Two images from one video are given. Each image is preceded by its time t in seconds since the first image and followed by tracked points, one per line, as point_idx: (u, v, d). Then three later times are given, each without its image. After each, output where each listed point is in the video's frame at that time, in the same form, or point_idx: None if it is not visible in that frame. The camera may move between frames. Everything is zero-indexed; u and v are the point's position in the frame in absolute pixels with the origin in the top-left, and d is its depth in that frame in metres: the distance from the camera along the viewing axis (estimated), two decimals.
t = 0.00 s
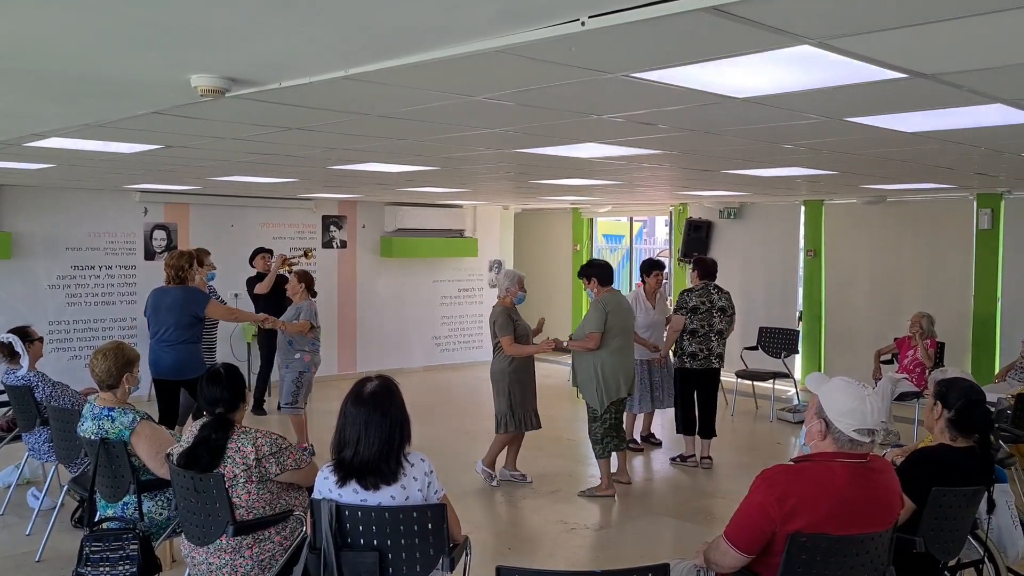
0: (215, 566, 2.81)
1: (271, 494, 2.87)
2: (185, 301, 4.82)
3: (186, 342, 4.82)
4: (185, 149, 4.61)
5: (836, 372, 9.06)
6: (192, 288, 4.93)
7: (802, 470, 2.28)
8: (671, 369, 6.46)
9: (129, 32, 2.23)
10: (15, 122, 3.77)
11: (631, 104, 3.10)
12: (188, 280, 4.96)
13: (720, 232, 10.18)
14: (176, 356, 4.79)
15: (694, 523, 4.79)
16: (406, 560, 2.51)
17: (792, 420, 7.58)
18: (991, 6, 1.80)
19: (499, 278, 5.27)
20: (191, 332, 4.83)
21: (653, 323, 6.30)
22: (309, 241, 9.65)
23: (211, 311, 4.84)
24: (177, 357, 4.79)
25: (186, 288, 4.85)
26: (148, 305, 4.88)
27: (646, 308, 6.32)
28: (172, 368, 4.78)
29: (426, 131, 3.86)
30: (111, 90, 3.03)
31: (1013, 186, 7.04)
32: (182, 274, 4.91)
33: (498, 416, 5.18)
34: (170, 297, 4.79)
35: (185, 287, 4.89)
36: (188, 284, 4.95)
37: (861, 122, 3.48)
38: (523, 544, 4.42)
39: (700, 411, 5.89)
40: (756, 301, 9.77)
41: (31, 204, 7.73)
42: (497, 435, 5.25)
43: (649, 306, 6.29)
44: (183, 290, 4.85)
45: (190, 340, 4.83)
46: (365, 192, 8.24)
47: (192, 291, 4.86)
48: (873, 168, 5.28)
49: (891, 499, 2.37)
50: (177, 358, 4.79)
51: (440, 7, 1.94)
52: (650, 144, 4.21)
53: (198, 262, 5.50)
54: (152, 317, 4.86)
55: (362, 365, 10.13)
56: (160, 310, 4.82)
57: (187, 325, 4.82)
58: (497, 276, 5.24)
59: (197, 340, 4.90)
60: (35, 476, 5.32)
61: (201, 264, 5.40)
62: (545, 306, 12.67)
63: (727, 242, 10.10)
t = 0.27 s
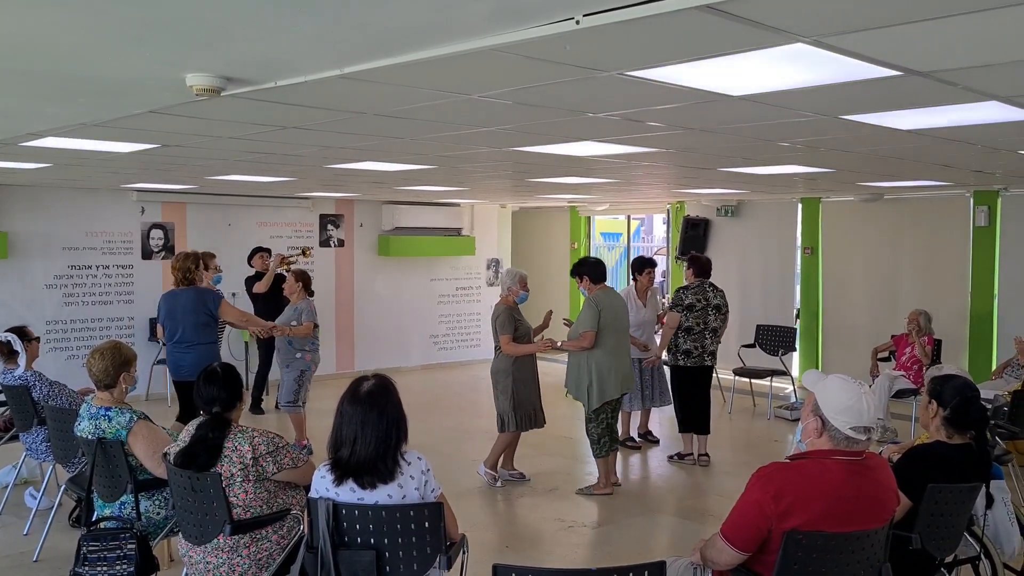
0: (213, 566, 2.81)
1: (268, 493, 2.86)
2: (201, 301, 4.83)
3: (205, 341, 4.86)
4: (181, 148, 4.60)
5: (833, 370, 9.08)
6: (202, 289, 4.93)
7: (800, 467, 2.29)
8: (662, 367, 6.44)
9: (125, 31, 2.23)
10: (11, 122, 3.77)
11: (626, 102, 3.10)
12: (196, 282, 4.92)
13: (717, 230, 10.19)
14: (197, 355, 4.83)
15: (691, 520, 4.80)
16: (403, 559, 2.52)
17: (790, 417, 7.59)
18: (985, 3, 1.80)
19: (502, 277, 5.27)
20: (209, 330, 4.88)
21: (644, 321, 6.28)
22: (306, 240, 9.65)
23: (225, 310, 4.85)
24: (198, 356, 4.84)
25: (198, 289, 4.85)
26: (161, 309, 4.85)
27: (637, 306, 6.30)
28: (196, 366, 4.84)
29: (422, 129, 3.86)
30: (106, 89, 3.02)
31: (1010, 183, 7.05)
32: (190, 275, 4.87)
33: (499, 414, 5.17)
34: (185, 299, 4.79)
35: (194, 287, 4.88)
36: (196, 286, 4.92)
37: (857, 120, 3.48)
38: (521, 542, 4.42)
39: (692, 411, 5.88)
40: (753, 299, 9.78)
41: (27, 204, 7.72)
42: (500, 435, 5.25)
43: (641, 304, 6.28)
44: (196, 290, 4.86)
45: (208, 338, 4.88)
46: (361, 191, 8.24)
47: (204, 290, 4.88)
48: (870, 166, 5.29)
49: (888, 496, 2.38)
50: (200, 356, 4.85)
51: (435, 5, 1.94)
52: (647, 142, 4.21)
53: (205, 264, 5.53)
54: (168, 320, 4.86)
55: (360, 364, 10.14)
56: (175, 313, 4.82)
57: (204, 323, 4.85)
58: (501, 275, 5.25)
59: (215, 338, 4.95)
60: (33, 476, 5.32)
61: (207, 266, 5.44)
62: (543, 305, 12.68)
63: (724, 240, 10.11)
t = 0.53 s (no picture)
0: (211, 565, 2.82)
1: (267, 492, 2.86)
2: (202, 296, 4.87)
3: (205, 336, 4.90)
4: (179, 147, 4.60)
5: (831, 368, 9.09)
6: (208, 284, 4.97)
7: (797, 465, 2.29)
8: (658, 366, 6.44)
9: (123, 31, 2.23)
10: (8, 121, 3.77)
11: (624, 101, 3.10)
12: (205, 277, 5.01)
13: (715, 229, 10.19)
14: (197, 350, 4.87)
15: (690, 518, 4.81)
16: (402, 558, 2.52)
17: (788, 415, 7.60)
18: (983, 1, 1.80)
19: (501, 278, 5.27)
20: (210, 326, 4.91)
21: (639, 321, 6.29)
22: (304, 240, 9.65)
23: (226, 307, 4.85)
24: (198, 351, 4.88)
25: (202, 284, 4.89)
26: (166, 301, 4.91)
27: (632, 305, 6.30)
28: (194, 362, 4.86)
29: (420, 128, 3.86)
30: (103, 89, 3.02)
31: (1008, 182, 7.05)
32: (198, 271, 4.97)
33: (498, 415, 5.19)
34: (186, 293, 4.83)
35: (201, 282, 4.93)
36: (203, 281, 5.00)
37: (855, 118, 3.48)
38: (520, 540, 4.43)
39: (690, 411, 5.92)
40: (751, 298, 9.79)
41: (25, 204, 7.71)
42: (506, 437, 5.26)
43: (635, 303, 6.28)
44: (200, 285, 4.90)
45: (209, 333, 4.91)
46: (360, 190, 8.24)
47: (208, 286, 4.91)
48: (867, 164, 5.29)
49: (885, 494, 2.38)
50: (199, 351, 4.88)
51: (433, 5, 1.94)
52: (645, 140, 4.21)
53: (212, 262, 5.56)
54: (171, 313, 4.92)
55: (358, 363, 10.14)
56: (178, 306, 4.86)
57: (205, 319, 4.88)
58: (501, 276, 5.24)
59: (217, 334, 4.98)
60: (31, 476, 5.31)
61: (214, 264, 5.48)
62: (541, 304, 12.69)
63: (722, 239, 10.12)
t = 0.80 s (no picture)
0: (210, 565, 2.81)
1: (266, 492, 2.86)
2: (209, 302, 4.91)
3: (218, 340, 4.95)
4: (177, 147, 4.59)
5: (829, 367, 9.10)
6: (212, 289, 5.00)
7: (796, 465, 2.29)
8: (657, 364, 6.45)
9: (121, 31, 2.23)
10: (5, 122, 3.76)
11: (622, 100, 3.11)
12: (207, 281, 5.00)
13: (713, 228, 10.20)
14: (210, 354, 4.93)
15: (689, 517, 4.81)
16: (401, 557, 2.52)
17: (786, 414, 7.62)
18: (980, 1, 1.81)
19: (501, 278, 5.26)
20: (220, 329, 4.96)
21: (635, 319, 6.32)
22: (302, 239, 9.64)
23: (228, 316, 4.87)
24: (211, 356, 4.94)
25: (206, 289, 4.92)
26: (174, 307, 4.91)
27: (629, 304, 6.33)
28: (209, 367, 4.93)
29: (418, 128, 3.86)
30: (100, 89, 3.01)
31: (1005, 180, 7.07)
32: (201, 275, 4.95)
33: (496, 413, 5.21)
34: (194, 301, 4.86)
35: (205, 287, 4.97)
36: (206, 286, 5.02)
37: (853, 118, 3.49)
38: (519, 540, 4.43)
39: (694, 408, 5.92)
40: (749, 297, 9.80)
41: (22, 204, 7.70)
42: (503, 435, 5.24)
43: (631, 302, 6.30)
44: (204, 290, 4.93)
45: (218, 337, 4.96)
46: (357, 189, 8.23)
47: (212, 290, 4.95)
48: (865, 163, 5.30)
49: (883, 492, 2.38)
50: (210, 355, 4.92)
51: (431, 5, 1.94)
52: (642, 140, 4.22)
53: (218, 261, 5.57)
54: (178, 320, 4.93)
55: (356, 363, 10.13)
56: (187, 312, 4.89)
57: (214, 324, 4.93)
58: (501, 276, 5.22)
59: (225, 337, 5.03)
60: (29, 476, 5.31)
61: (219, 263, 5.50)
62: (539, 303, 12.69)
63: (719, 238, 10.13)
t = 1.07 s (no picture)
0: (207, 562, 2.81)
1: (263, 489, 2.86)
2: (208, 295, 4.90)
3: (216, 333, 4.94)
4: (174, 144, 4.58)
5: (826, 363, 9.12)
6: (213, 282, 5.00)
7: (793, 461, 2.30)
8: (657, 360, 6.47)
9: (117, 27, 2.22)
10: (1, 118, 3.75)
11: (619, 97, 3.10)
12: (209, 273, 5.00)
13: (710, 224, 10.21)
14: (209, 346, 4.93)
15: (686, 514, 4.82)
16: (398, 554, 2.52)
17: (783, 410, 7.63)
18: None
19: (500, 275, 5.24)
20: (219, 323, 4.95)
21: (636, 316, 6.33)
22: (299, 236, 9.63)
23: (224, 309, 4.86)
24: (210, 348, 4.94)
25: (206, 282, 4.92)
26: (174, 300, 4.91)
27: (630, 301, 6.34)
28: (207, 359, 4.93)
29: (415, 124, 3.86)
30: (96, 85, 3.00)
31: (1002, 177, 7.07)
32: (203, 268, 4.95)
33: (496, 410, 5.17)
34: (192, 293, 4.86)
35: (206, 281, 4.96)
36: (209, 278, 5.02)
37: (850, 114, 3.49)
38: (516, 537, 4.43)
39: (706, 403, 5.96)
40: (746, 294, 9.81)
41: (19, 201, 7.68)
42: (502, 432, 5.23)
43: (632, 299, 6.29)
44: (203, 283, 4.93)
45: (218, 330, 4.97)
46: (355, 186, 8.22)
47: (212, 283, 4.94)
48: (862, 160, 5.30)
49: (880, 488, 2.39)
50: (210, 347, 4.94)
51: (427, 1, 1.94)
52: (639, 136, 4.22)
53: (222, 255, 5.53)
54: (178, 312, 4.93)
55: (353, 360, 10.13)
56: (187, 305, 4.89)
57: (212, 317, 4.92)
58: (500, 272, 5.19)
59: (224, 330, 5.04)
60: (26, 474, 5.30)
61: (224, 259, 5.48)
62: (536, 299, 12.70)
63: (717, 234, 10.13)
